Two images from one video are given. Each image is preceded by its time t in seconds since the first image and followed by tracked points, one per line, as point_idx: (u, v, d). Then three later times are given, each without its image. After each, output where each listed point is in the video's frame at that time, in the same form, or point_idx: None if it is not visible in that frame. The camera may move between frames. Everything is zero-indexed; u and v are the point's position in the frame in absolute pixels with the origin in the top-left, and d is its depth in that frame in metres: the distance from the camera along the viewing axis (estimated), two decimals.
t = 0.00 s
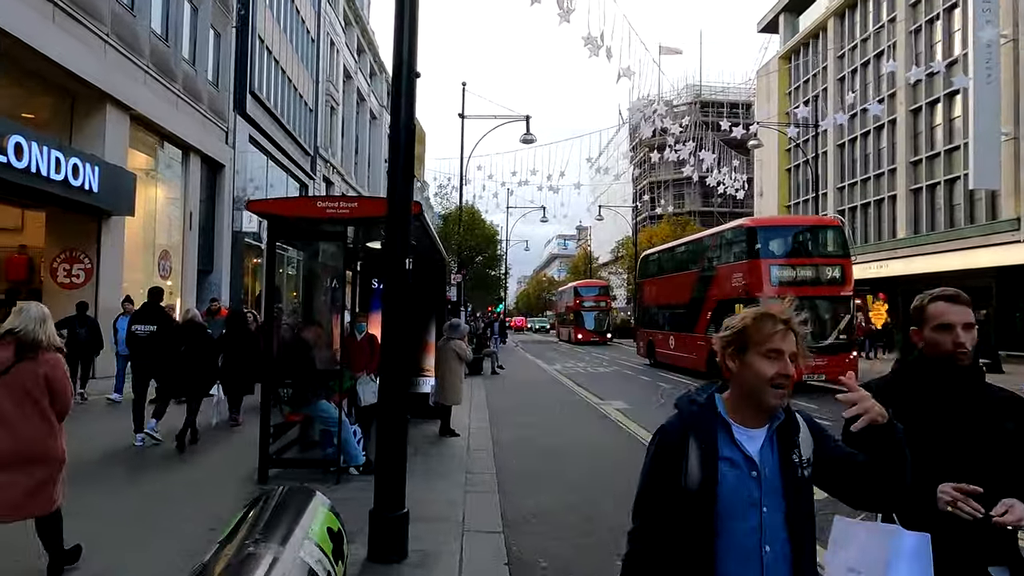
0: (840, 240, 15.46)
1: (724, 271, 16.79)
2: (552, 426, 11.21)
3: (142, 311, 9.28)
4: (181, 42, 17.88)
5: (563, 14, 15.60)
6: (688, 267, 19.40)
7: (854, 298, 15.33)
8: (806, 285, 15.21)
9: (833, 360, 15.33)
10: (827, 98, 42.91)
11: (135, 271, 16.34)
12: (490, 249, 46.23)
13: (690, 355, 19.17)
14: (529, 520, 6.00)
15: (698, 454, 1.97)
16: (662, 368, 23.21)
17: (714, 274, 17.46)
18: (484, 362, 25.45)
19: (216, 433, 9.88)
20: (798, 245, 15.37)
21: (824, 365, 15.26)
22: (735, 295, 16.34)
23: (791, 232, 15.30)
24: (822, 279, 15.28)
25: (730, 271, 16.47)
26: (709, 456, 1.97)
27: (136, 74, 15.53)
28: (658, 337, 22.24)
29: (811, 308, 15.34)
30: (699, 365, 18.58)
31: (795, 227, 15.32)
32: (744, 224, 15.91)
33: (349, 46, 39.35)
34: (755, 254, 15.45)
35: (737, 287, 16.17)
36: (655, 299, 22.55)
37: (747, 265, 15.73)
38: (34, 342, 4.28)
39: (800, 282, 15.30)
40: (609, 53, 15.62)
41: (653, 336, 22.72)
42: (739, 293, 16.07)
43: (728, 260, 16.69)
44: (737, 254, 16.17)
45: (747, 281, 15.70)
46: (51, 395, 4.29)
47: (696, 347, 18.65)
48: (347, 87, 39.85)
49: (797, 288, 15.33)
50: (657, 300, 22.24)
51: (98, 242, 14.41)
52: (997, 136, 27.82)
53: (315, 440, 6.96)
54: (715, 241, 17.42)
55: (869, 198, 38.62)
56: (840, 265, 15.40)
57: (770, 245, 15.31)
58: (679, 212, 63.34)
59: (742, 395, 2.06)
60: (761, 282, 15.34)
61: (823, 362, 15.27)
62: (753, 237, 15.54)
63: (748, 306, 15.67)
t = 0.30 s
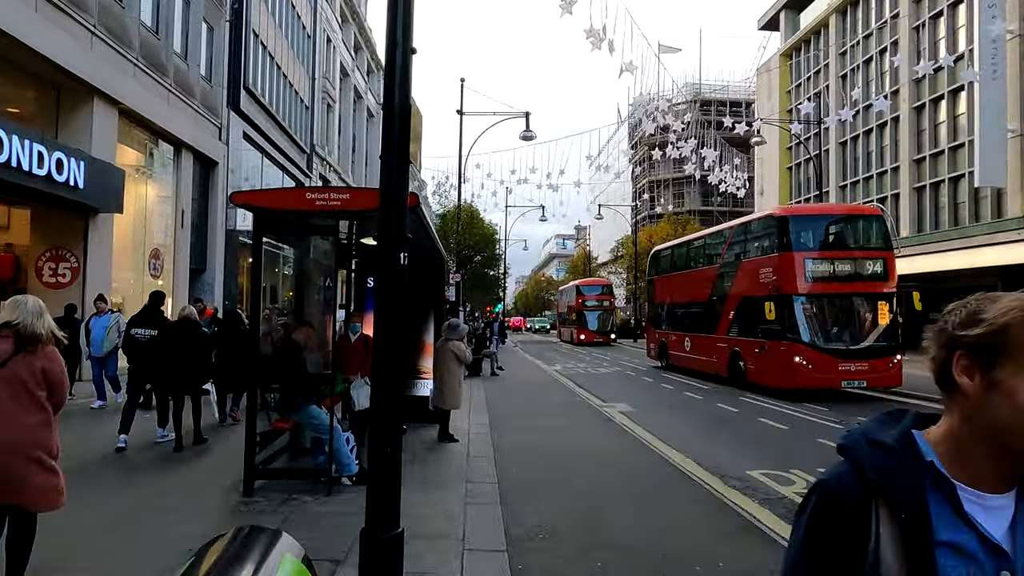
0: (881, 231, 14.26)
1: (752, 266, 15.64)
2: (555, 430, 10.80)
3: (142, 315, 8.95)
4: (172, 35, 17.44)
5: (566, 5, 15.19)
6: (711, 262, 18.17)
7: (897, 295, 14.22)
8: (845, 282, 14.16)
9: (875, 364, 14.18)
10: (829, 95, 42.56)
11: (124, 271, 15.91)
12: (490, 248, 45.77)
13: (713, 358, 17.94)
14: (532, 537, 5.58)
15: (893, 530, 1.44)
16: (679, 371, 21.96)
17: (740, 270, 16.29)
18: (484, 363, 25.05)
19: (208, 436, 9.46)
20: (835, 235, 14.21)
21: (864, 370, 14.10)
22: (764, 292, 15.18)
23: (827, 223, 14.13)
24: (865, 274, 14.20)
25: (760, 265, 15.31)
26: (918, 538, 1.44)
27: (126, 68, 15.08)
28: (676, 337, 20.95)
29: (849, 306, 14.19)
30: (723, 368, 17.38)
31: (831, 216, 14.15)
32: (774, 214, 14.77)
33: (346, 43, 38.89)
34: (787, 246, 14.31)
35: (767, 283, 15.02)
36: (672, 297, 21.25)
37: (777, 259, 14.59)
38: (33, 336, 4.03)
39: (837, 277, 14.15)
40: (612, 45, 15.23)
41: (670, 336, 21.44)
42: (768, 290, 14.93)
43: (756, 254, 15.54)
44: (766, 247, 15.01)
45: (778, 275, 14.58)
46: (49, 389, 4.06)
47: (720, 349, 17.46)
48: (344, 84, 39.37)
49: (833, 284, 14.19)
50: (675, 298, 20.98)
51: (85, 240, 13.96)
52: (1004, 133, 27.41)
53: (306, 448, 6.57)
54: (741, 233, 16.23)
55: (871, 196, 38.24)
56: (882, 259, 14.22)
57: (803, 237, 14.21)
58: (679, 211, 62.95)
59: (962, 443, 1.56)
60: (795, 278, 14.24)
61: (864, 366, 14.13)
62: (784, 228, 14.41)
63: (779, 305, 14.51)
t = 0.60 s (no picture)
0: (930, 223, 12.79)
1: (784, 262, 14.13)
2: (557, 435, 10.40)
3: (143, 315, 8.93)
4: (164, 29, 17.05)
5: None
6: (733, 258, 16.83)
7: (948, 295, 12.65)
8: (891, 278, 12.58)
9: (925, 373, 12.52)
10: (830, 94, 42.25)
11: (115, 270, 15.52)
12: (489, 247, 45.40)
13: (738, 364, 16.42)
14: (540, 557, 5.21)
15: None
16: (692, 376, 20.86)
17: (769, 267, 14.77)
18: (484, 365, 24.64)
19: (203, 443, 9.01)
20: (878, 226, 12.66)
21: (914, 379, 12.43)
22: (799, 291, 13.62)
23: (867, 213, 12.64)
24: (914, 271, 12.61)
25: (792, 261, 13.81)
26: None
27: (116, 63, 14.69)
28: (694, 341, 19.52)
29: (895, 308, 12.56)
30: (750, 376, 15.84)
31: (872, 207, 12.71)
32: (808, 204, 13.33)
33: (343, 40, 38.49)
34: (824, 239, 12.74)
35: (802, 281, 13.46)
36: (688, 297, 19.90)
37: (814, 253, 13.03)
38: (17, 349, 3.77)
39: (882, 274, 12.58)
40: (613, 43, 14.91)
41: (687, 339, 20.06)
42: (804, 288, 13.35)
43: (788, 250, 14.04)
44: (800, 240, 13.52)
45: (816, 273, 12.97)
46: (35, 403, 3.83)
47: (746, 354, 15.96)
48: (341, 82, 38.97)
49: (877, 282, 12.59)
50: (691, 299, 19.61)
51: (73, 238, 13.56)
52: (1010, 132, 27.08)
53: (298, 458, 6.23)
54: (768, 227, 14.86)
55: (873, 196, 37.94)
56: (930, 254, 12.67)
57: (842, 228, 12.63)
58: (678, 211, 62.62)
59: None
60: (835, 275, 12.61)
61: (913, 375, 12.45)
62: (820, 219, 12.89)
63: (817, 304, 12.92)
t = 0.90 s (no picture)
0: (992, 206, 11.65)
1: (828, 250, 12.94)
2: (563, 435, 9.97)
3: (140, 312, 8.73)
4: (159, 18, 16.60)
5: None
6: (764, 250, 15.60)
7: (1015, 287, 11.58)
8: (952, 269, 11.44)
9: (994, 376, 11.42)
10: (834, 90, 41.83)
11: (108, 264, 15.13)
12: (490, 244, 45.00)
13: (771, 365, 15.19)
14: (555, 567, 4.83)
15: None
16: (711, 377, 19.74)
17: (810, 256, 13.57)
18: (486, 363, 24.20)
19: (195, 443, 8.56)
20: (936, 209, 11.50)
21: (983, 384, 11.35)
22: (847, 283, 12.43)
23: (923, 194, 11.48)
24: (978, 259, 11.46)
25: (838, 249, 12.63)
26: None
27: (108, 50, 14.26)
28: (716, 339, 18.32)
29: (955, 300, 11.45)
30: (786, 378, 14.60)
31: (927, 186, 11.53)
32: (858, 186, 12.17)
33: (342, 35, 38.07)
34: (878, 224, 11.56)
35: (851, 271, 12.27)
36: (707, 293, 18.72)
37: (865, 241, 11.86)
38: (3, 327, 3.47)
39: (942, 263, 11.41)
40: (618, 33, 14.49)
41: (707, 338, 18.90)
42: (854, 279, 12.17)
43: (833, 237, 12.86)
44: (848, 225, 12.34)
45: (868, 262, 11.78)
46: (21, 382, 3.51)
47: (780, 354, 14.73)
48: (340, 77, 38.55)
49: (936, 272, 11.43)
50: (711, 294, 18.46)
51: (63, 231, 13.16)
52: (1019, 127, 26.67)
53: (295, 460, 5.82)
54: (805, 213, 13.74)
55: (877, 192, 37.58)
56: (996, 240, 11.54)
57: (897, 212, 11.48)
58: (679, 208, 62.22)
59: None
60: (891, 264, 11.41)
61: (982, 378, 11.35)
62: (873, 201, 11.72)
63: (870, 298, 11.75)
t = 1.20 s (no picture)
0: None
1: (885, 240, 11.02)
2: (564, 444, 9.49)
3: (127, 309, 8.33)
4: (144, 10, 16.06)
5: None
6: (799, 239, 13.87)
7: None
8: None
9: None
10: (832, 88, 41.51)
11: (91, 261, 14.62)
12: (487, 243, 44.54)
13: (811, 373, 13.32)
14: None
15: None
16: (732, 383, 18.12)
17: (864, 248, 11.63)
18: (482, 364, 23.71)
19: (173, 454, 8.03)
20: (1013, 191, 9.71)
21: None
22: (908, 279, 10.56)
23: (998, 174, 9.70)
24: None
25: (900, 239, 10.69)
26: None
27: (90, 41, 13.73)
28: (741, 343, 16.59)
29: None
30: (829, 389, 12.73)
31: (1000, 164, 9.76)
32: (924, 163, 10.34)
33: (336, 31, 37.52)
34: (949, 210, 9.72)
35: (913, 265, 10.42)
36: (728, 292, 17.16)
37: (931, 229, 10.01)
38: None
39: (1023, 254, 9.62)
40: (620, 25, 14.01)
41: (728, 341, 17.19)
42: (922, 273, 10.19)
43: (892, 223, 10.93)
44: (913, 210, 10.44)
45: (937, 255, 9.91)
46: None
47: (822, 361, 12.89)
48: (334, 74, 38.01)
49: (1017, 266, 9.63)
50: (733, 293, 16.81)
51: (43, 228, 12.65)
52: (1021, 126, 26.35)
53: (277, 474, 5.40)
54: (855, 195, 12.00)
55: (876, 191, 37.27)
56: None
57: (971, 194, 9.66)
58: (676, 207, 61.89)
59: None
60: (967, 257, 9.55)
61: None
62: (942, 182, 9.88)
63: (940, 298, 9.89)
